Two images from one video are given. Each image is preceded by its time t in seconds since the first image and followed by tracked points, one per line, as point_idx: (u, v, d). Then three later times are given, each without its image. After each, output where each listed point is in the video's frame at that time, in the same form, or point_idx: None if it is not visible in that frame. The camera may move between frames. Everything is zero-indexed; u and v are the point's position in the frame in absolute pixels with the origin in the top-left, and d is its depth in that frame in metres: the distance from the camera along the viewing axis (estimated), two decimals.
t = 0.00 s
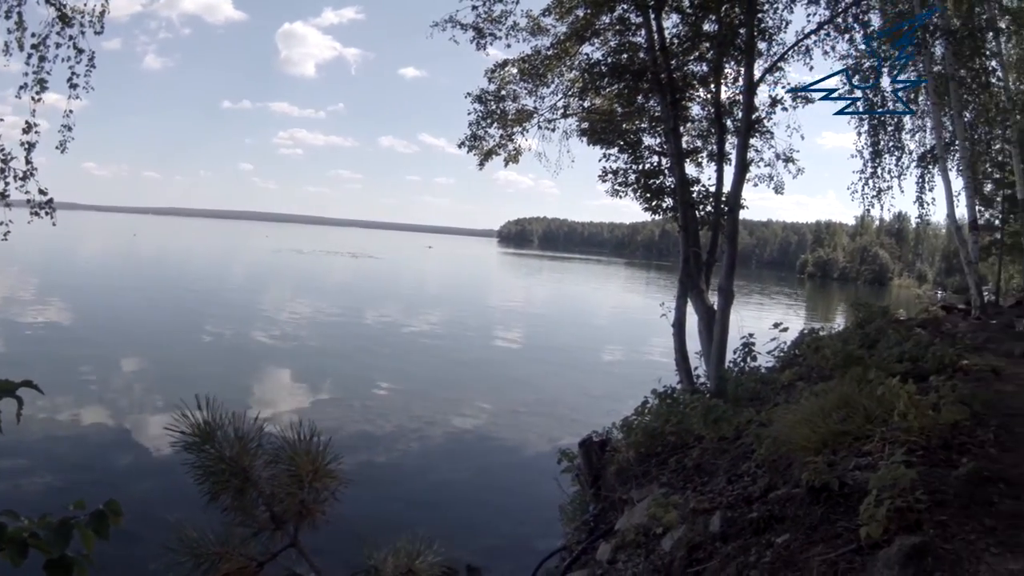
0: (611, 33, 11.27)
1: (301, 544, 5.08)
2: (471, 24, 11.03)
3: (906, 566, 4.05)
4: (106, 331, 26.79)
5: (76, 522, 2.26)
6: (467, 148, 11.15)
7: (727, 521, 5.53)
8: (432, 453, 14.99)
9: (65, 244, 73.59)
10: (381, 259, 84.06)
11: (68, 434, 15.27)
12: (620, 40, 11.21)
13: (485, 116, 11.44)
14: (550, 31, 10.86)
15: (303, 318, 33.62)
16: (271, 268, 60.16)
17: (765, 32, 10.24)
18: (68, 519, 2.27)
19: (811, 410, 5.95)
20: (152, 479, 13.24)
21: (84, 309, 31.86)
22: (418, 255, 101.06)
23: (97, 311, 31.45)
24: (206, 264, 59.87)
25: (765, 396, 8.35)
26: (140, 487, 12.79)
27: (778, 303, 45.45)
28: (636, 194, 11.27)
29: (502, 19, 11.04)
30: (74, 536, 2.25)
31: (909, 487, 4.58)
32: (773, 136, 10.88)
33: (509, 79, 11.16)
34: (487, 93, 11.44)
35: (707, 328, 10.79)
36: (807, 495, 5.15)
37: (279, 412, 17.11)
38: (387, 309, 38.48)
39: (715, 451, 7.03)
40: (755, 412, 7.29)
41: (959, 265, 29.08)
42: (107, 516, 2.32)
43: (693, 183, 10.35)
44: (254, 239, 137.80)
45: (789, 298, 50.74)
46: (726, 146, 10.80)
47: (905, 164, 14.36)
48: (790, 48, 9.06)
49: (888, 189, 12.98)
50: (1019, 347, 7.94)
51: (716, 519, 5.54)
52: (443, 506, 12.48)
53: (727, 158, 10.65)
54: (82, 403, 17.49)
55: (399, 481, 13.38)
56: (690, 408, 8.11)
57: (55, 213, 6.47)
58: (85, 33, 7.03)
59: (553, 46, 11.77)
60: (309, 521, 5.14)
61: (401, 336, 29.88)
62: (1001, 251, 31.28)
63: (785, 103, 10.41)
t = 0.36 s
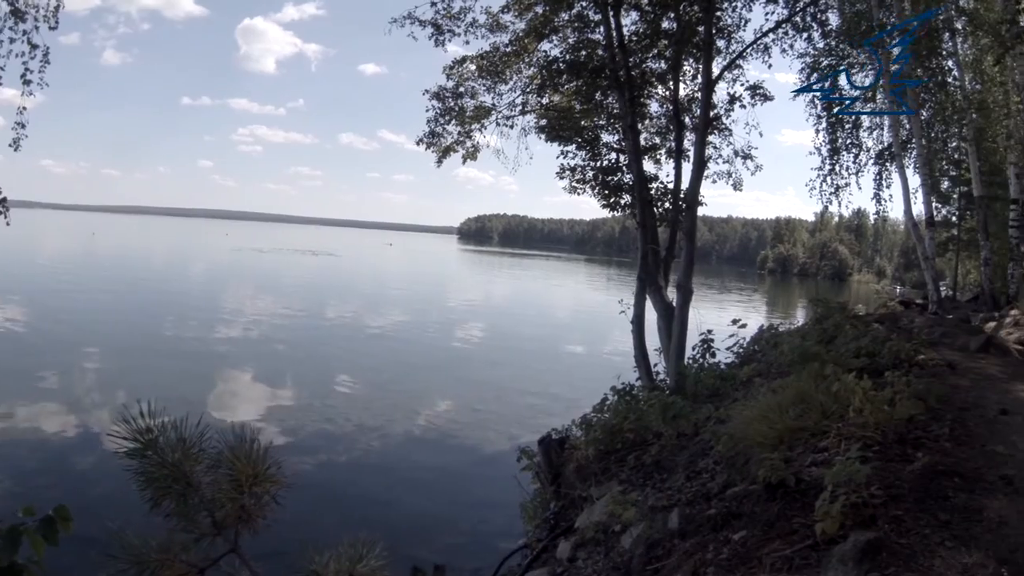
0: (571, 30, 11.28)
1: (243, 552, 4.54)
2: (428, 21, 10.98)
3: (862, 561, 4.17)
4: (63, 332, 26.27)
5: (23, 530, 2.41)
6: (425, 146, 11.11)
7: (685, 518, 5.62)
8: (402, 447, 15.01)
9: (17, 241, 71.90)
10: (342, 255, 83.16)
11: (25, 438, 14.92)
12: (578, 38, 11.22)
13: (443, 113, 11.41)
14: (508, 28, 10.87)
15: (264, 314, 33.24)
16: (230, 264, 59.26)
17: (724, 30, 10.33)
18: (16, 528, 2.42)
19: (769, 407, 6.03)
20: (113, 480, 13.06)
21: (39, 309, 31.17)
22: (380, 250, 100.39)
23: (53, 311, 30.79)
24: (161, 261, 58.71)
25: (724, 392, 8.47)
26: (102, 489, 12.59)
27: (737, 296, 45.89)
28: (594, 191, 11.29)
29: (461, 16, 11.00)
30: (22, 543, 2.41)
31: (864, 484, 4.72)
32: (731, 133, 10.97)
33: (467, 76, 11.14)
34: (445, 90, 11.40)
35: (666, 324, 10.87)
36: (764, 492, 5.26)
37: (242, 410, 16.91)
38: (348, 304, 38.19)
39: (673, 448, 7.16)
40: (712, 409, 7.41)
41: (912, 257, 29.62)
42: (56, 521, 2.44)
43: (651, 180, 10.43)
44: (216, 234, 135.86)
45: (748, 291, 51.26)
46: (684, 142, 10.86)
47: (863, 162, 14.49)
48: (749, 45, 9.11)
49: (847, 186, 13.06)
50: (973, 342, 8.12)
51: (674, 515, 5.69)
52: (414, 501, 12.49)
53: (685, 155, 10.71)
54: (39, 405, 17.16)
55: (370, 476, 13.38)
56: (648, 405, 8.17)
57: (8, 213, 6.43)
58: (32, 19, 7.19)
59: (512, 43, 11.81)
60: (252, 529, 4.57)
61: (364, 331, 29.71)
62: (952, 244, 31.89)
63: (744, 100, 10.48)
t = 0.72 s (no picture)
0: (536, 26, 11.25)
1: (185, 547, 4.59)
2: (394, 15, 10.96)
3: (814, 556, 4.26)
4: (22, 326, 25.74)
5: None
6: (389, 141, 11.09)
7: (641, 514, 5.68)
8: (371, 444, 15.01)
9: None
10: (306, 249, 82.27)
11: None
12: (543, 35, 11.19)
13: (407, 108, 11.39)
14: (473, 26, 10.89)
15: (229, 309, 32.85)
16: (193, 258, 58.33)
17: (690, 29, 10.34)
18: None
19: (727, 404, 6.14)
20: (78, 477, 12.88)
21: None
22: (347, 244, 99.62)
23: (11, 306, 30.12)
24: (121, 255, 57.53)
25: (683, 388, 8.57)
26: (67, 487, 12.42)
27: (704, 292, 46.07)
28: (557, 187, 11.30)
29: (426, 11, 10.98)
30: None
31: (819, 480, 4.81)
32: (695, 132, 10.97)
33: (432, 72, 11.12)
34: (408, 85, 11.36)
35: (627, 321, 10.91)
36: (719, 489, 5.32)
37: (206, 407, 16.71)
38: (314, 299, 37.86)
39: (631, 445, 7.24)
40: (670, 406, 7.52)
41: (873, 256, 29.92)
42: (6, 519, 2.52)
43: (613, 178, 10.46)
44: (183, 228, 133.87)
45: (714, 288, 51.48)
46: (647, 140, 10.95)
47: (828, 161, 14.60)
48: (712, 44, 9.09)
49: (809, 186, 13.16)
50: (931, 340, 8.24)
51: (631, 511, 5.74)
52: (384, 495, 12.50)
53: (648, 153, 10.82)
54: None
55: (343, 471, 13.38)
56: (607, 400, 8.22)
57: None
58: None
59: (477, 39, 11.79)
60: (194, 524, 4.63)
61: (328, 326, 29.51)
62: (914, 244, 32.28)
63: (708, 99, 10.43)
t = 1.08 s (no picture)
0: (495, 21, 11.32)
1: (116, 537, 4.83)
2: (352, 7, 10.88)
3: (760, 550, 4.29)
4: None
5: None
6: (346, 134, 11.02)
7: (593, 508, 5.72)
8: (336, 434, 14.89)
9: None
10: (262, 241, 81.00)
11: None
12: (503, 29, 11.25)
13: (365, 101, 11.34)
14: (432, 19, 10.86)
15: (185, 302, 32.15)
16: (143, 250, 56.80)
17: (647, 26, 10.80)
18: None
19: (677, 398, 6.20)
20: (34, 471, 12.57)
21: None
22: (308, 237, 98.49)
23: None
24: (65, 245, 55.68)
25: (638, 382, 8.66)
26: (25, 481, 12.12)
27: (664, 286, 46.22)
28: (513, 182, 11.34)
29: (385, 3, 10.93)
30: None
31: (767, 473, 4.89)
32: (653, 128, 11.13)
33: (391, 65, 11.09)
34: (367, 78, 11.31)
35: (582, 315, 11.06)
36: (670, 482, 5.40)
37: (163, 401, 16.38)
38: (273, 292, 37.18)
39: (583, 439, 7.31)
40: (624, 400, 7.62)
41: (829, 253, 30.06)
42: None
43: (571, 171, 10.54)
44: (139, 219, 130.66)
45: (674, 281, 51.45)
46: (604, 135, 11.07)
47: (786, 159, 14.61)
48: (670, 40, 9.35)
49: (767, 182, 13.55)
50: (885, 335, 8.52)
51: (582, 505, 5.77)
52: (352, 484, 12.53)
53: (605, 148, 11.00)
54: None
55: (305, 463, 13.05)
56: (560, 394, 8.28)
57: None
58: None
59: (436, 33, 11.76)
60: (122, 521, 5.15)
61: (286, 319, 29.20)
62: (869, 242, 32.57)
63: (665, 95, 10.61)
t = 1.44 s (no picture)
0: (454, 15, 11.32)
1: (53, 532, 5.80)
2: None
3: (712, 542, 4.36)
4: None
5: None
6: (304, 128, 10.95)
7: (549, 502, 5.79)
8: (303, 426, 14.85)
9: None
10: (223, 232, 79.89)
11: None
12: (462, 23, 11.22)
13: (323, 95, 11.27)
14: (391, 14, 10.80)
15: (145, 293, 31.60)
16: (96, 241, 55.60)
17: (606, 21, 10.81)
18: None
19: (632, 392, 6.28)
20: None
21: None
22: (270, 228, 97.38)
23: None
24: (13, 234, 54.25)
25: (596, 374, 8.74)
26: None
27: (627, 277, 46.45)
28: (471, 176, 11.34)
29: None
30: None
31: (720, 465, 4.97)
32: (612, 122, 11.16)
33: (350, 58, 11.02)
34: (325, 71, 11.23)
35: (540, 309, 11.12)
36: (624, 476, 5.50)
37: (122, 395, 16.14)
38: (234, 283, 36.69)
39: (541, 432, 7.38)
40: (581, 394, 7.56)
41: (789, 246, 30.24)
42: None
43: (529, 166, 10.59)
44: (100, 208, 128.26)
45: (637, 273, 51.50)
46: (562, 129, 11.14)
47: (745, 153, 14.63)
48: (627, 35, 9.43)
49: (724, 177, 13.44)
50: (842, 329, 8.64)
51: (538, 499, 5.82)
52: (322, 475, 12.54)
53: (563, 142, 11.02)
54: None
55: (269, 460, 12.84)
56: (517, 387, 8.34)
57: None
58: None
59: (396, 26, 11.68)
60: (62, 510, 5.91)
61: (247, 310, 28.89)
62: (828, 236, 32.81)
63: (623, 90, 10.73)
